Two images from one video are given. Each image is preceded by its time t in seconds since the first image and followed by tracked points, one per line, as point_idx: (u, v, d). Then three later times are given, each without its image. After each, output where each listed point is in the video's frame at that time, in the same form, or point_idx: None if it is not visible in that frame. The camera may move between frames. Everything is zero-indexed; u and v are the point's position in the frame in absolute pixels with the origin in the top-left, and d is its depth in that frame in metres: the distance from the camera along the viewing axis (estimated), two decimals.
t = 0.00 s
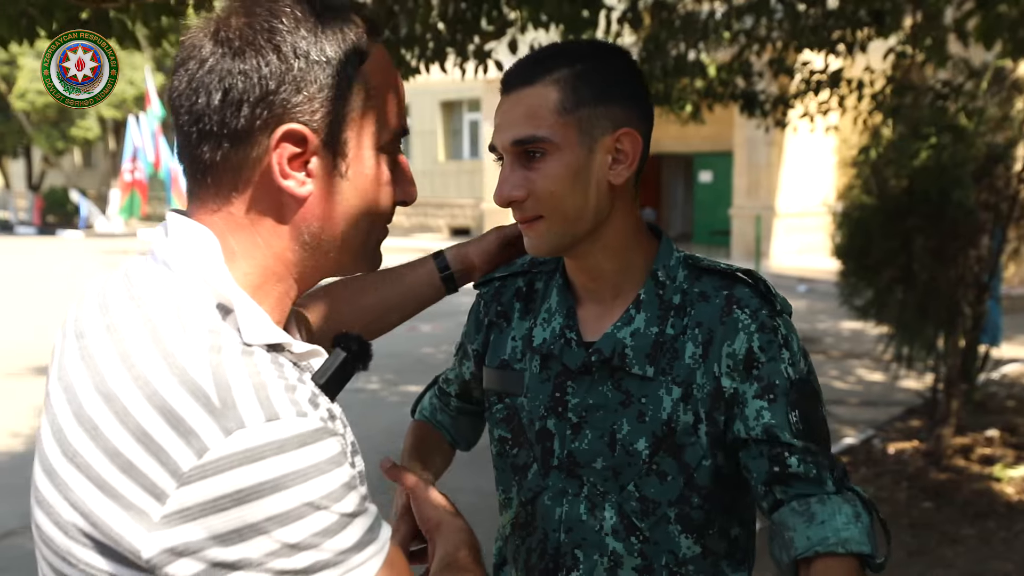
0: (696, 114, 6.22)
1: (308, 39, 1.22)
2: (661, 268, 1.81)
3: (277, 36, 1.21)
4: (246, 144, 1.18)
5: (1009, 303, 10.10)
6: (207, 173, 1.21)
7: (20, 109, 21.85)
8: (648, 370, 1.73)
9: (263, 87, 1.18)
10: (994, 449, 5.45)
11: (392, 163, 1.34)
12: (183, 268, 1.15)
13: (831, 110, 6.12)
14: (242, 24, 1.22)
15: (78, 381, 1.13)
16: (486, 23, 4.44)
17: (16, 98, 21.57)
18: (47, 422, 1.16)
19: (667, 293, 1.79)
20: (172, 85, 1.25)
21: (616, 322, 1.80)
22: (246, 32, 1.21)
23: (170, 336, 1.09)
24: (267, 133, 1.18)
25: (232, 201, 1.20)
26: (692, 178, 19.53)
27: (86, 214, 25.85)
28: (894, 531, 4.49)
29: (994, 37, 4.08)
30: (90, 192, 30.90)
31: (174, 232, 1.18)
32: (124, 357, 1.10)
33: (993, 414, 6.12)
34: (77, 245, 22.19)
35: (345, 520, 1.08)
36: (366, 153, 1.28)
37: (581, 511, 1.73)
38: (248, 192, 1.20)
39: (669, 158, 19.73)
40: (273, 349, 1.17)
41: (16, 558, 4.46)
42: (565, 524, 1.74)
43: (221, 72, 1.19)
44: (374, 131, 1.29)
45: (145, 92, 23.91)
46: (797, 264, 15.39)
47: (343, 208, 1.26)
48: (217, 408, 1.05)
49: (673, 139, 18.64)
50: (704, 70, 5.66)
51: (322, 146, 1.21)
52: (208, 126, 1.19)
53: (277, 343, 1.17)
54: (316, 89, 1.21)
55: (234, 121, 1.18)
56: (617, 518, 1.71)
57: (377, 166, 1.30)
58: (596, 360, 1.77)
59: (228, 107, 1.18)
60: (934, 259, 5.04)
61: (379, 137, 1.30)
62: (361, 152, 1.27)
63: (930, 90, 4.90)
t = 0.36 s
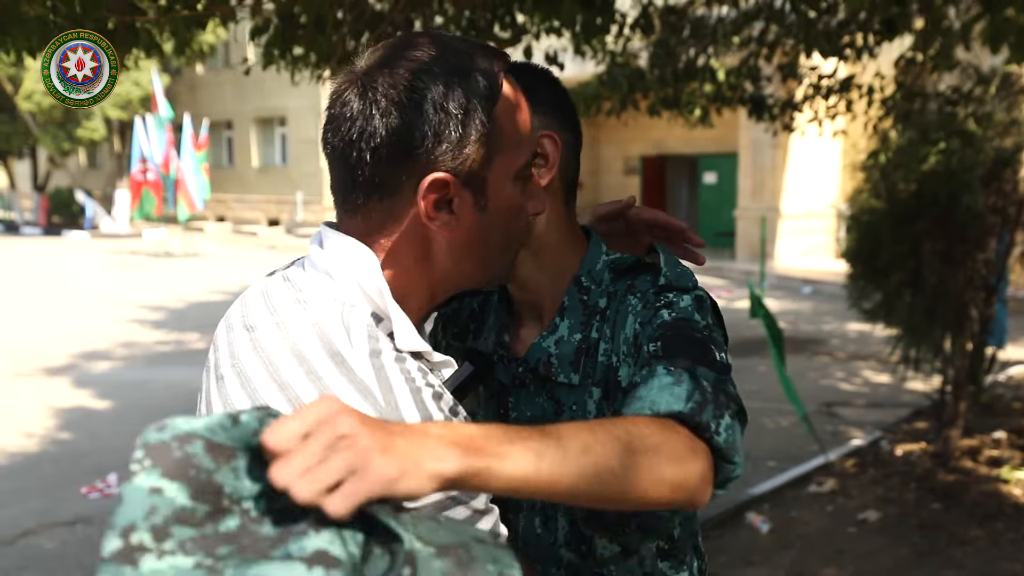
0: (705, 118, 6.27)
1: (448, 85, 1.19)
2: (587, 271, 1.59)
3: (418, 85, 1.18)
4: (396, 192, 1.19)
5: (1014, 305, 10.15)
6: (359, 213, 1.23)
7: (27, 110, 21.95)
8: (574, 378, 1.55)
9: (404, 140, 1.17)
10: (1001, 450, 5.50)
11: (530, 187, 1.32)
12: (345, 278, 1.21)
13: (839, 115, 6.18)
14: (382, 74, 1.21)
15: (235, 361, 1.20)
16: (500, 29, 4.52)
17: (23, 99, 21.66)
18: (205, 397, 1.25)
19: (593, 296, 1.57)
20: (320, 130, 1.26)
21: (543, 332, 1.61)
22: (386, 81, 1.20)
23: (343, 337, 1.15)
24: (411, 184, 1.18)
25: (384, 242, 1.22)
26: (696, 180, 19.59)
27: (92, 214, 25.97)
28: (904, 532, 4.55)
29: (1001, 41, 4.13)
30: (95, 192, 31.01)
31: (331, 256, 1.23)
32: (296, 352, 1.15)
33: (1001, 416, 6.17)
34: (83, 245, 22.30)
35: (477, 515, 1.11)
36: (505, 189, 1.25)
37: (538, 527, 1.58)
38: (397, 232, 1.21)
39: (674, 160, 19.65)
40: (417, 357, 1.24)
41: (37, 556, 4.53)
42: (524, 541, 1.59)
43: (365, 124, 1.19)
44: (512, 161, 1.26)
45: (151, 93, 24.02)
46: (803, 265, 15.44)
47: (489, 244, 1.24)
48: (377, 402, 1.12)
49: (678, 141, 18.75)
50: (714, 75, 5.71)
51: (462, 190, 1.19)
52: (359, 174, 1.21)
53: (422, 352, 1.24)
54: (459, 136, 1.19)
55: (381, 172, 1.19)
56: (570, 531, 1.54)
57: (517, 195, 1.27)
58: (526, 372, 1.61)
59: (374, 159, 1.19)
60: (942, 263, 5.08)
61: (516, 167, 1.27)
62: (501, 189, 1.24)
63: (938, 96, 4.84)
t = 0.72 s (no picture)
0: (707, 116, 6.33)
1: (466, 77, 1.22)
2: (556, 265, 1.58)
3: (438, 77, 1.23)
4: (421, 178, 1.26)
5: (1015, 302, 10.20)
6: (394, 197, 1.30)
7: (29, 110, 21.99)
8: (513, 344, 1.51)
9: (426, 129, 1.23)
10: (1002, 444, 5.55)
11: (559, 170, 1.31)
12: (401, 267, 1.28)
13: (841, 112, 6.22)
14: (409, 66, 1.26)
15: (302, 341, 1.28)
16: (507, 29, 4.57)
17: (26, 99, 21.70)
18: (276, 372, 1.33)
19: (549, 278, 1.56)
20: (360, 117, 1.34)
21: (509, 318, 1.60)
22: (410, 75, 1.25)
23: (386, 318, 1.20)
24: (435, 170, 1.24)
25: (416, 222, 1.29)
26: (697, 179, 19.66)
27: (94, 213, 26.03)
28: (907, 524, 4.59)
29: (1001, 38, 4.16)
30: (97, 193, 31.04)
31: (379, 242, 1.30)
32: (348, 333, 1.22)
33: (1002, 411, 6.22)
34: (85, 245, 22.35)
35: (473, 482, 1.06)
36: (528, 170, 1.26)
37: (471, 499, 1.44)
38: (426, 214, 1.28)
39: (675, 159, 19.83)
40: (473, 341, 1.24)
41: (49, 549, 4.58)
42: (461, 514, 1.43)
43: (391, 117, 1.25)
44: (536, 147, 1.26)
45: (153, 93, 24.07)
46: (803, 263, 15.49)
47: (508, 224, 1.28)
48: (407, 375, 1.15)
49: (679, 140, 18.84)
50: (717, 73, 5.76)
51: (483, 174, 1.24)
52: (387, 162, 1.28)
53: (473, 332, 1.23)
54: (475, 125, 1.22)
55: (405, 159, 1.25)
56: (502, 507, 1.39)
57: (541, 179, 1.28)
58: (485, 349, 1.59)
59: (399, 148, 1.25)
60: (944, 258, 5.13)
61: (538, 151, 1.27)
62: (522, 171, 1.25)
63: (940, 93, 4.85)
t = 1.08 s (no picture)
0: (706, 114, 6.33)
1: (414, 65, 1.30)
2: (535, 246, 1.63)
3: (387, 64, 1.31)
4: (375, 159, 1.36)
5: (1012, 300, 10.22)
6: (355, 175, 1.40)
7: (27, 110, 21.97)
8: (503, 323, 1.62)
9: (376, 114, 1.32)
10: (998, 440, 5.58)
11: (515, 152, 1.41)
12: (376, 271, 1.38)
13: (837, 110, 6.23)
14: (363, 52, 1.35)
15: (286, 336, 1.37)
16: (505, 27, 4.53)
17: (23, 100, 21.67)
18: (261, 370, 1.42)
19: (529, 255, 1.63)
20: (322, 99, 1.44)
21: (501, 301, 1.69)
22: (362, 62, 1.33)
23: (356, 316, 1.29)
24: (387, 152, 1.34)
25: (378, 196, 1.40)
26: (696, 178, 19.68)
27: (92, 213, 25.99)
28: (903, 519, 4.62)
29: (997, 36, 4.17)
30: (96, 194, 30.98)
31: (347, 225, 1.43)
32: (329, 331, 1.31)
33: (998, 408, 6.25)
34: (82, 245, 22.30)
35: (540, 413, 1.26)
36: (477, 152, 1.36)
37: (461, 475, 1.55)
38: (385, 194, 1.39)
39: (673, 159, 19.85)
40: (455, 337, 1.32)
41: (49, 547, 4.60)
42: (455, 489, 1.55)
43: (345, 101, 1.34)
44: (486, 132, 1.36)
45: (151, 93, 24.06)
46: (802, 262, 15.50)
47: (460, 203, 1.39)
48: (398, 349, 1.26)
49: (677, 139, 18.87)
50: (716, 71, 5.75)
51: (431, 156, 1.34)
52: (345, 144, 1.38)
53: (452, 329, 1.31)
54: (422, 109, 1.31)
55: (360, 143, 1.35)
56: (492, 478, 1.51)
57: (491, 161, 1.38)
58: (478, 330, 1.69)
59: (354, 130, 1.35)
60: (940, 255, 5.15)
61: (488, 136, 1.36)
62: (470, 153, 1.36)
63: (935, 90, 5.11)
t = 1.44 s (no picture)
0: (701, 114, 6.37)
1: (397, 70, 1.34)
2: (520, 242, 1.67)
3: (370, 70, 1.34)
4: (362, 162, 1.39)
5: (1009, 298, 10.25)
6: (343, 178, 1.43)
7: (28, 110, 22.00)
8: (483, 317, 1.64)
9: (360, 118, 1.35)
10: (992, 437, 5.60)
11: (495, 154, 1.43)
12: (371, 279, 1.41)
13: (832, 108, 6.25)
14: (349, 59, 1.38)
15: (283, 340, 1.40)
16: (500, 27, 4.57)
17: (24, 99, 21.71)
18: (254, 361, 1.44)
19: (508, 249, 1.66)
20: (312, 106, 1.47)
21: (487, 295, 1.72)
22: (348, 69, 1.37)
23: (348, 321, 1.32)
24: (372, 155, 1.37)
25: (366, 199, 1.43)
26: (695, 177, 19.71)
27: (93, 213, 26.03)
28: (896, 516, 4.65)
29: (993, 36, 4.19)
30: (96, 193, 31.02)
31: (343, 224, 1.46)
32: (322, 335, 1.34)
33: (993, 405, 6.27)
34: (82, 244, 22.33)
35: (519, 410, 1.28)
36: (459, 153, 1.39)
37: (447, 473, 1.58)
38: (372, 195, 1.42)
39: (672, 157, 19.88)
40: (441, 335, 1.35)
41: (48, 544, 4.63)
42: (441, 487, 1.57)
43: (331, 107, 1.38)
44: (466, 133, 1.38)
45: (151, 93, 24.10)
46: (800, 260, 15.54)
47: (445, 204, 1.42)
48: (389, 345, 1.29)
49: (676, 138, 18.91)
50: (710, 70, 5.78)
51: (415, 158, 1.37)
52: (334, 148, 1.41)
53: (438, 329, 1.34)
54: (404, 112, 1.34)
55: (347, 146, 1.38)
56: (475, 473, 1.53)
57: (474, 162, 1.40)
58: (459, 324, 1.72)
59: (339, 135, 1.38)
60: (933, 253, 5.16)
61: (470, 138, 1.39)
62: (453, 155, 1.38)
63: (930, 89, 5.10)
